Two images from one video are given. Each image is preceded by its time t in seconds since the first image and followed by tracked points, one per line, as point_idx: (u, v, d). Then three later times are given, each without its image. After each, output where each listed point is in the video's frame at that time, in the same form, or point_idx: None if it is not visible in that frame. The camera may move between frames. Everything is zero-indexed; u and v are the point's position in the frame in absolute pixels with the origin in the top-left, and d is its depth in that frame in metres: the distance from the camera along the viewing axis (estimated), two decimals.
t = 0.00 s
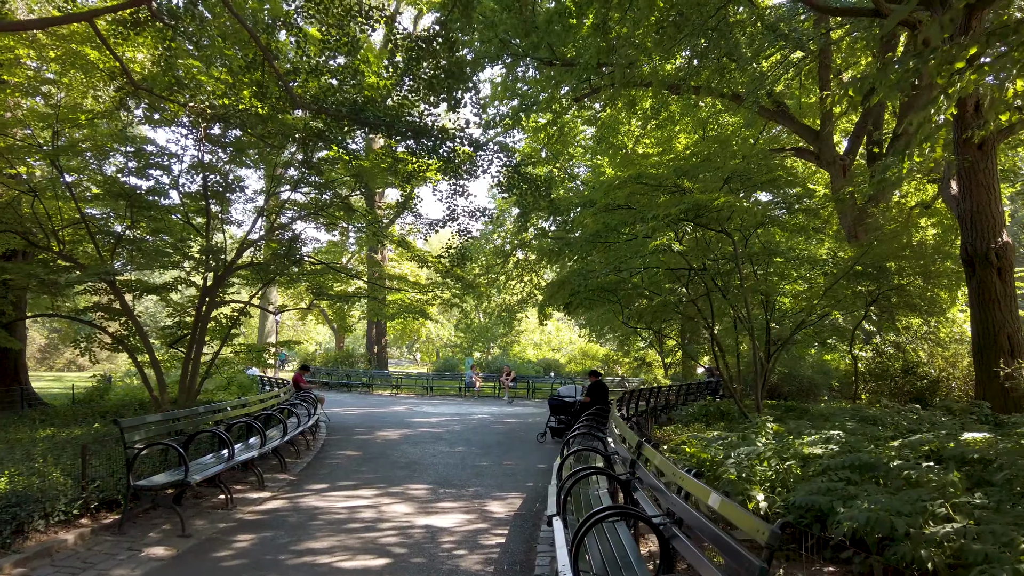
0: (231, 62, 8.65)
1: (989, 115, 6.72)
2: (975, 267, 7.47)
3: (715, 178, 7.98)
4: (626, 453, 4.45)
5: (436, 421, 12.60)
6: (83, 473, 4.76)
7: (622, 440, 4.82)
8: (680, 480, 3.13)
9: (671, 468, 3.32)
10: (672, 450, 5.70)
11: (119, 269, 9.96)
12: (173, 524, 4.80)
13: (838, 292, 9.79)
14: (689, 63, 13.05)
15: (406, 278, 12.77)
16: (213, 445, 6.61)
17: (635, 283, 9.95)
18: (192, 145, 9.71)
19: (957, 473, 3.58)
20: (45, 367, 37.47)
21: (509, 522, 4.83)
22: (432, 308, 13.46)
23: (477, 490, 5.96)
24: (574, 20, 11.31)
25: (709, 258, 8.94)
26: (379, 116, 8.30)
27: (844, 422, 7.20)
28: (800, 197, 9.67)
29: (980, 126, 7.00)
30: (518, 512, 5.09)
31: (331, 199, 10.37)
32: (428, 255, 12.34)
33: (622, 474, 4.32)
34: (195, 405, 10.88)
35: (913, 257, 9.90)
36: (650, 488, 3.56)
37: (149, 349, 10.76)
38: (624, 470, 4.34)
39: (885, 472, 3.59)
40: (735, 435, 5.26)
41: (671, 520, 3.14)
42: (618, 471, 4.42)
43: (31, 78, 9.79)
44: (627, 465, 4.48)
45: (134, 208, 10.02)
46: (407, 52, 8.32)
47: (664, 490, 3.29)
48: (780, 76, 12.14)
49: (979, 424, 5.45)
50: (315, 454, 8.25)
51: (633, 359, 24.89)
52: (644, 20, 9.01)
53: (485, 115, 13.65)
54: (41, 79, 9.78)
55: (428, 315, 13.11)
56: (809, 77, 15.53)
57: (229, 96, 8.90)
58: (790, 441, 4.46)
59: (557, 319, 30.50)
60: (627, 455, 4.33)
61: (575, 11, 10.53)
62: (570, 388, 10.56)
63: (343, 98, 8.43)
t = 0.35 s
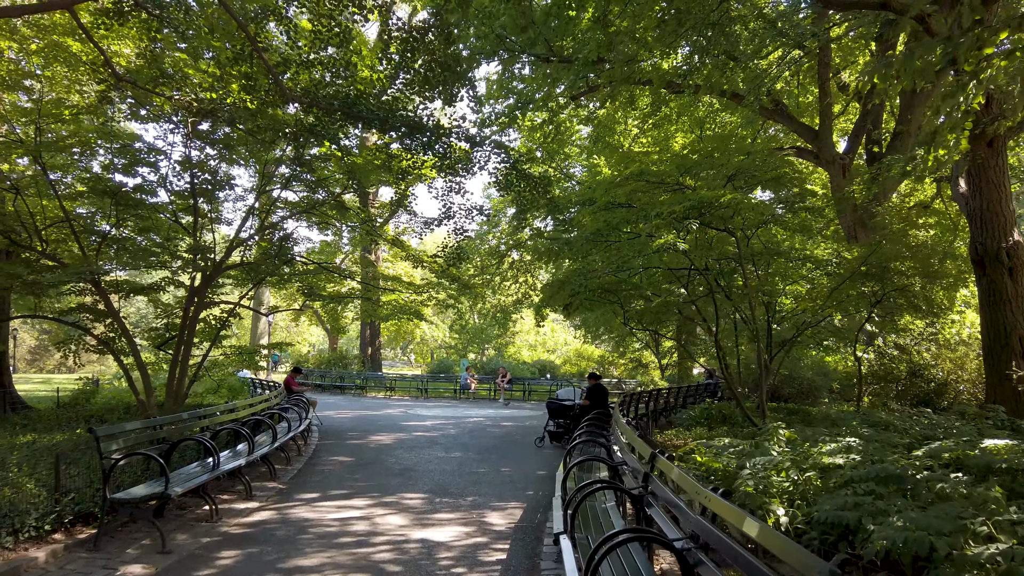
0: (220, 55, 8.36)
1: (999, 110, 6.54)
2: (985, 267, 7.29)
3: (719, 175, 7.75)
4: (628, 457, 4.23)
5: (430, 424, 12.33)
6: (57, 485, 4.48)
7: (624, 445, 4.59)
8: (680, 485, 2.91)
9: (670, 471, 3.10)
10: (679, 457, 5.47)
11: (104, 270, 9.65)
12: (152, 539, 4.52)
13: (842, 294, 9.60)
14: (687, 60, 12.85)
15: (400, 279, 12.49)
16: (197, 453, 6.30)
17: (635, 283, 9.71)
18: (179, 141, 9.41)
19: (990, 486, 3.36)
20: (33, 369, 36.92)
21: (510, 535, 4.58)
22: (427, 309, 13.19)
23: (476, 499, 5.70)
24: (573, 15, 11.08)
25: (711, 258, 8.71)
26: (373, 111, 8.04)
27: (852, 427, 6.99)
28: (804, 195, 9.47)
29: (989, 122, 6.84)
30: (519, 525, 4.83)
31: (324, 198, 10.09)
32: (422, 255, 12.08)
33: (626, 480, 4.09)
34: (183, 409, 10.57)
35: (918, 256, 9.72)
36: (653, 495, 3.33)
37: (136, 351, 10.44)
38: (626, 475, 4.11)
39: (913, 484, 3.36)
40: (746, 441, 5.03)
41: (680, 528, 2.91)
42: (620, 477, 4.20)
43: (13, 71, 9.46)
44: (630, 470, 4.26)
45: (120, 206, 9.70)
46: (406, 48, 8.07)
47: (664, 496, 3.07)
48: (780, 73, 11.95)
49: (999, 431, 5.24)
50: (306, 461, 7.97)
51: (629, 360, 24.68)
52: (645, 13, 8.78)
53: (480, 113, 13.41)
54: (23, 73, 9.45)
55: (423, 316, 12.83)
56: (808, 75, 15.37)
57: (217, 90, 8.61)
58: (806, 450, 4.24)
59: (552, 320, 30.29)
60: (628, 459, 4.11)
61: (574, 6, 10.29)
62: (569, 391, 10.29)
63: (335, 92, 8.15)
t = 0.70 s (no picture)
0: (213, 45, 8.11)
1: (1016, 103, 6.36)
2: (998, 263, 7.11)
3: (726, 169, 7.55)
4: (639, 458, 4.02)
5: (428, 425, 12.10)
6: (37, 491, 4.24)
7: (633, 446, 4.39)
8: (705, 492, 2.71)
9: (690, 475, 2.90)
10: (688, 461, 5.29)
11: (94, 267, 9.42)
12: (138, 548, 4.29)
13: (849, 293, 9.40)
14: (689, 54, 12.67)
15: (397, 277, 12.26)
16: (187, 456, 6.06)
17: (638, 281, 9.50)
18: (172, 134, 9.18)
19: None
20: (25, 369, 36.48)
21: (514, 543, 4.36)
22: (424, 308, 12.97)
23: (477, 503, 5.50)
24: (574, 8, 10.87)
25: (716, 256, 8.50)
26: (370, 103, 7.82)
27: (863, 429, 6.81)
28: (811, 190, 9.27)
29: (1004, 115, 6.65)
30: (523, 531, 4.62)
31: (319, 193, 9.85)
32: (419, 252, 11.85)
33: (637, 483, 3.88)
34: (176, 410, 10.32)
35: (925, 254, 9.55)
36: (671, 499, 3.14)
37: (127, 350, 10.19)
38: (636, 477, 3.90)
39: (945, 489, 3.17)
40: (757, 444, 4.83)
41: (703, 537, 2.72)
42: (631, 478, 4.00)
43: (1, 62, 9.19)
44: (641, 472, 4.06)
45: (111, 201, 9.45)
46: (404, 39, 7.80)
47: (684, 502, 2.88)
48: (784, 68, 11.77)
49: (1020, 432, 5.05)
50: (301, 463, 7.74)
51: (628, 360, 24.48)
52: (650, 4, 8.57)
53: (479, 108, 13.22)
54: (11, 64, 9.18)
55: (421, 315, 12.61)
56: (810, 72, 15.21)
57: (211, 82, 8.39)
58: (825, 452, 4.04)
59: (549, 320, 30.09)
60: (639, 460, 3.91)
61: None
62: (570, 391, 10.07)
63: (331, 83, 7.92)
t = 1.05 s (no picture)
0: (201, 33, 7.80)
1: None
2: (1008, 261, 6.95)
3: (732, 164, 7.34)
4: (651, 464, 3.79)
5: (423, 427, 11.83)
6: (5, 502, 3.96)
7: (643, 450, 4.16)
8: (735, 508, 2.48)
9: (716, 488, 2.67)
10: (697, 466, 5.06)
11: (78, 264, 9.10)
12: (115, 562, 4.02)
13: (854, 293, 9.22)
14: (688, 50, 12.47)
15: (391, 276, 11.99)
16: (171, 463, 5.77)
17: (639, 280, 9.26)
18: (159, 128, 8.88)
19: None
20: (11, 370, 35.84)
21: (516, 555, 4.12)
22: (418, 308, 12.69)
23: (476, 511, 5.25)
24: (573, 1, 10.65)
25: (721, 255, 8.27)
26: (365, 95, 7.55)
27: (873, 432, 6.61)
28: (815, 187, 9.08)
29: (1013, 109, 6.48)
30: (526, 543, 4.38)
31: (311, 189, 9.56)
32: (414, 250, 11.58)
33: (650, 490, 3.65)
34: (162, 413, 9.98)
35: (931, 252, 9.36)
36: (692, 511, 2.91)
37: (112, 351, 9.87)
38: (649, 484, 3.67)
39: (983, 499, 2.95)
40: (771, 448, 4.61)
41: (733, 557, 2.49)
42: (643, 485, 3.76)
43: None
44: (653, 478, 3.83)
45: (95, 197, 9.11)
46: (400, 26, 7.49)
47: (710, 517, 2.65)
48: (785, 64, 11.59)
49: None
50: (292, 468, 7.46)
51: (623, 360, 24.27)
52: None
53: (475, 104, 12.96)
54: None
55: (415, 315, 12.33)
56: (809, 70, 15.05)
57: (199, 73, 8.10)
58: (845, 457, 3.82)
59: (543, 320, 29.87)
60: (651, 466, 3.68)
61: None
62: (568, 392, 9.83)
63: (323, 74, 7.64)
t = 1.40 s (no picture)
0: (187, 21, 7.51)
1: None
2: (1018, 258, 6.79)
3: (736, 158, 7.13)
4: (663, 469, 3.56)
5: (416, 429, 11.57)
6: None
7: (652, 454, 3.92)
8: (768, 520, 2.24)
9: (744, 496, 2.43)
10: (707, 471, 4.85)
11: (59, 262, 8.78)
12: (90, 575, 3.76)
13: (860, 291, 9.05)
14: (687, 46, 12.27)
15: (384, 274, 11.73)
16: (154, 467, 5.50)
17: (639, 278, 9.04)
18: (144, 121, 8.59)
19: None
20: None
21: (519, 566, 3.90)
22: (412, 307, 12.43)
23: (475, 517, 5.03)
24: None
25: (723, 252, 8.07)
26: (359, 85, 7.28)
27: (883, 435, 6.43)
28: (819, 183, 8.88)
29: None
30: (528, 552, 4.16)
31: (303, 184, 9.29)
32: (408, 248, 11.30)
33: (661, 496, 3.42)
34: (148, 414, 9.67)
35: (936, 251, 9.20)
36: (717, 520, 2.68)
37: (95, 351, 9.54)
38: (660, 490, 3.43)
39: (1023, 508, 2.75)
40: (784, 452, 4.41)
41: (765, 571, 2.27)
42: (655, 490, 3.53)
43: None
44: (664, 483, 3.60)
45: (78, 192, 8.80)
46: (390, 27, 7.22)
47: (738, 527, 2.42)
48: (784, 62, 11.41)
49: None
50: (281, 471, 7.20)
51: (619, 361, 24.07)
52: None
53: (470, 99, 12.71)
54: None
55: (409, 314, 12.08)
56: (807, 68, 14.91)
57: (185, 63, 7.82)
58: (867, 461, 3.62)
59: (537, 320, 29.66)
60: (664, 470, 3.45)
61: None
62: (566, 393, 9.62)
63: (315, 64, 7.38)
